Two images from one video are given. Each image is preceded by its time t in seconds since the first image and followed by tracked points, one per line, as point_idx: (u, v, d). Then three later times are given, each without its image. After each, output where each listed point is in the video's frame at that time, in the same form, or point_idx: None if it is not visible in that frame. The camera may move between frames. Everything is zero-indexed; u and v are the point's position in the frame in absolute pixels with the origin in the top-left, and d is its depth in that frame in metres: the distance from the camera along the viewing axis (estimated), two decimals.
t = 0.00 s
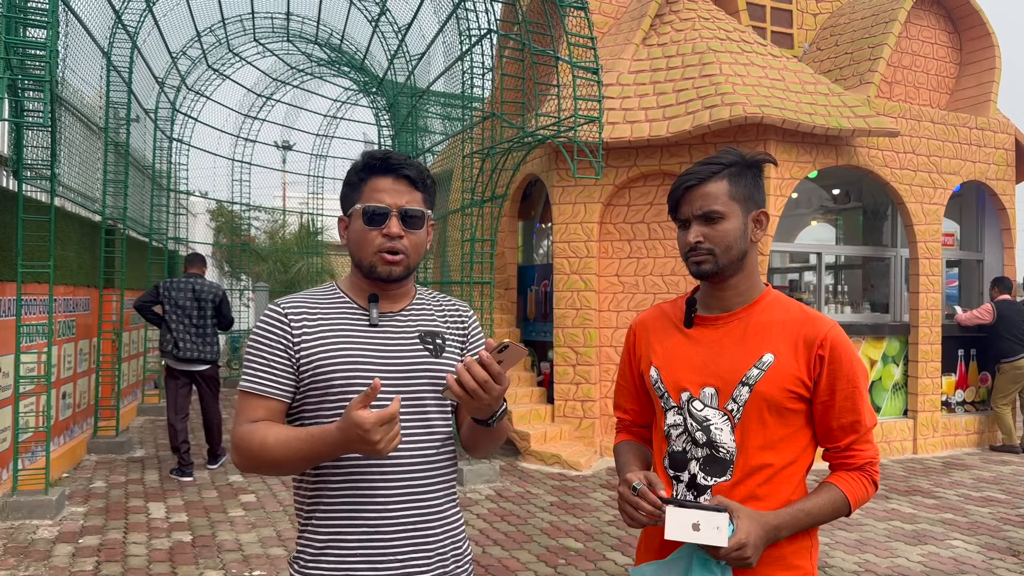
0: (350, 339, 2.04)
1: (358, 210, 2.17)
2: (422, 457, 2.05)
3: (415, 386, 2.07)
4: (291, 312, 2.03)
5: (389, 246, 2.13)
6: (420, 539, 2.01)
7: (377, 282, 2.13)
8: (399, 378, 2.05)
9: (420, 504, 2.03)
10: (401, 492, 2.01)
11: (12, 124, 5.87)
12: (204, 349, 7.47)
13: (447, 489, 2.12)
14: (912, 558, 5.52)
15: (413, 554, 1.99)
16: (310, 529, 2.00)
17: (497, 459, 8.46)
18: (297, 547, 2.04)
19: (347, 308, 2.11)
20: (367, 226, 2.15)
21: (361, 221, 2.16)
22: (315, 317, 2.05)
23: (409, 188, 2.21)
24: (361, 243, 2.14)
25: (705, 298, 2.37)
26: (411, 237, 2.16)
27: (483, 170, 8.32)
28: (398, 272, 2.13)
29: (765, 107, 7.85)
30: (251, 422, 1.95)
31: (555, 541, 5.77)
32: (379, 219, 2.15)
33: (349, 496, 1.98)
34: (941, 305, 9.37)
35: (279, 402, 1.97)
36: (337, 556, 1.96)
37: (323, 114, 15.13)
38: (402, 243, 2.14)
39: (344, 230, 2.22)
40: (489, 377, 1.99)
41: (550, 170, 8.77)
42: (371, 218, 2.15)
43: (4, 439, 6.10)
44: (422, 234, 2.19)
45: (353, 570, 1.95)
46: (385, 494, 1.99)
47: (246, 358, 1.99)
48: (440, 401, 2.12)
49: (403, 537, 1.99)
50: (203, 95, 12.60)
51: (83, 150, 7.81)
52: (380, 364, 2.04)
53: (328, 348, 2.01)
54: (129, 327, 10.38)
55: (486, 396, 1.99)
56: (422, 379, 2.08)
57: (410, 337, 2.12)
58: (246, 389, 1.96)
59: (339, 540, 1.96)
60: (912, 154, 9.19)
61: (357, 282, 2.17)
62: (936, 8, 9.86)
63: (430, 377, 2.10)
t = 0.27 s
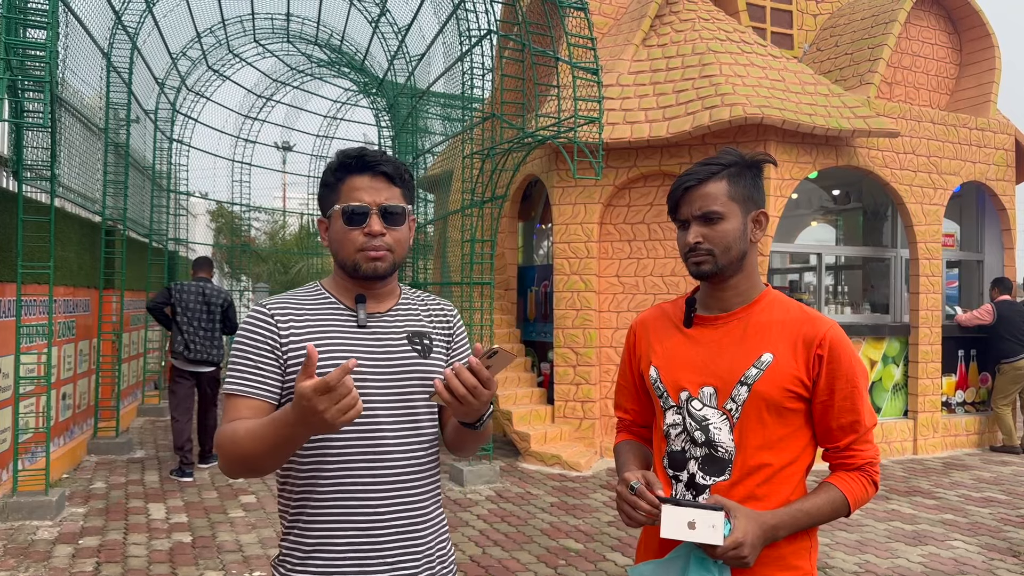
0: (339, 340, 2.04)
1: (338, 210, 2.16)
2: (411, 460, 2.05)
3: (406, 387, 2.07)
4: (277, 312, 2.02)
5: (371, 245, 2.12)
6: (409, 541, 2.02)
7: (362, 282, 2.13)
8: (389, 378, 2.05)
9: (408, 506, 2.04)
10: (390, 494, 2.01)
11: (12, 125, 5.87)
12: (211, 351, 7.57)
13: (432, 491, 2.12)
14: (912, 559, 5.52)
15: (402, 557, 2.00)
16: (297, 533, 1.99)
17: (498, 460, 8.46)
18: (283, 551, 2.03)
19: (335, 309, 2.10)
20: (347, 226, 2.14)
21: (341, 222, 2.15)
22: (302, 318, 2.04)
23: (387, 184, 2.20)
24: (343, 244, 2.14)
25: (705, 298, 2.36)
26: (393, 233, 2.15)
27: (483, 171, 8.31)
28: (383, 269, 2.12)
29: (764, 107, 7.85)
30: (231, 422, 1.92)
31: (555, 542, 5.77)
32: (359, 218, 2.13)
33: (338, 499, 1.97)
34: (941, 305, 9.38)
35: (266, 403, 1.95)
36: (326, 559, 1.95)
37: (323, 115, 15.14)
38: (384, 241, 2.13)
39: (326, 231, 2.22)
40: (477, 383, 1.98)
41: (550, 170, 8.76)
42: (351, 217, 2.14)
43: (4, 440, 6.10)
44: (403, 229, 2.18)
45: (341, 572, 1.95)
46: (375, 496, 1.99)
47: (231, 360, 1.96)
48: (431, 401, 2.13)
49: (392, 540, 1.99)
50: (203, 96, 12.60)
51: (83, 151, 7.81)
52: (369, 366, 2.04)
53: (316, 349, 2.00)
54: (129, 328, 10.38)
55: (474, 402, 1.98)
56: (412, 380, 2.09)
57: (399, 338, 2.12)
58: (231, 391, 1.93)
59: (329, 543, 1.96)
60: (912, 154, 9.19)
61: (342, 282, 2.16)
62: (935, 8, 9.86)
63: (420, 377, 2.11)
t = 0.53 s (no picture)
0: (322, 345, 2.03)
1: (321, 216, 2.17)
2: (389, 467, 2.06)
3: (391, 392, 2.07)
4: (259, 316, 2.00)
5: (356, 250, 2.13)
6: (386, 548, 2.02)
7: (346, 286, 2.13)
8: (374, 383, 2.04)
9: (386, 513, 2.04)
10: (368, 501, 2.01)
11: (12, 125, 5.87)
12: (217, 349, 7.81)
13: (410, 498, 2.13)
14: (913, 560, 5.51)
15: (380, 565, 2.00)
16: (273, 538, 1.98)
17: (498, 461, 8.45)
18: (256, 556, 2.01)
19: (318, 314, 2.09)
20: (330, 231, 2.14)
21: (325, 227, 2.15)
22: (285, 322, 2.03)
23: (370, 190, 2.21)
24: (326, 249, 2.14)
25: (705, 298, 2.36)
26: (378, 239, 2.16)
27: (484, 171, 8.29)
28: (366, 274, 2.13)
29: (765, 108, 7.85)
30: (217, 429, 1.90)
31: (555, 542, 5.76)
32: (342, 223, 2.14)
33: (315, 505, 1.97)
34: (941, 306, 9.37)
35: (249, 408, 1.93)
36: (302, 565, 1.95)
37: (323, 116, 15.13)
38: (368, 247, 2.14)
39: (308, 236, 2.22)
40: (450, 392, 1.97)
41: (550, 171, 8.76)
42: (334, 223, 2.14)
43: (4, 441, 6.10)
44: (388, 235, 2.19)
45: None
46: (352, 503, 1.99)
47: (212, 365, 1.94)
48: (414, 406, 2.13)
49: (370, 548, 1.99)
50: (203, 97, 12.58)
51: (83, 152, 7.82)
52: (352, 371, 2.02)
53: (299, 353, 1.98)
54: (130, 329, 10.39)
55: (446, 412, 1.96)
56: (397, 385, 2.08)
57: (382, 343, 2.12)
58: (212, 396, 1.91)
59: (305, 549, 1.96)
60: (912, 155, 9.19)
61: (325, 286, 2.16)
62: (935, 9, 9.86)
63: (404, 383, 2.10)
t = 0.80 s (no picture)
0: (303, 350, 2.02)
1: (327, 231, 2.13)
2: (371, 471, 2.01)
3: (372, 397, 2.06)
4: (240, 319, 1.99)
5: (354, 272, 2.11)
6: (366, 555, 1.97)
7: (333, 299, 2.12)
8: (354, 388, 2.04)
9: (367, 518, 1.99)
10: (349, 506, 1.96)
11: (13, 126, 5.88)
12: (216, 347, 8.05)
13: (394, 504, 2.07)
14: (913, 560, 5.51)
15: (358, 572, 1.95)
16: (247, 545, 1.92)
17: (499, 461, 8.45)
18: (230, 564, 1.95)
19: (299, 319, 2.08)
20: (335, 248, 2.11)
21: (328, 241, 2.13)
22: (266, 326, 2.01)
23: (375, 212, 2.21)
24: (327, 265, 2.11)
25: (706, 299, 2.37)
26: (375, 261, 2.15)
27: (485, 172, 8.30)
28: (359, 296, 2.12)
29: (765, 108, 7.86)
30: (206, 432, 1.86)
31: (555, 543, 5.77)
32: (350, 243, 2.12)
33: (296, 510, 1.92)
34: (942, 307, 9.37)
35: (228, 412, 1.91)
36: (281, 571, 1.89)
37: (324, 116, 15.14)
38: (366, 269, 2.12)
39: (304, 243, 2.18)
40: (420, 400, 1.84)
41: (550, 171, 8.76)
42: (341, 241, 2.12)
43: (4, 442, 6.09)
44: (385, 258, 2.19)
45: None
46: (332, 508, 1.94)
47: (192, 369, 1.91)
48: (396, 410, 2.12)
49: (348, 555, 1.94)
50: (204, 97, 12.59)
51: (84, 152, 7.82)
52: (332, 377, 2.01)
53: (279, 357, 1.97)
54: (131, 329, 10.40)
55: (418, 422, 1.83)
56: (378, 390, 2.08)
57: (361, 349, 2.11)
58: (197, 401, 1.88)
59: (284, 554, 1.90)
60: (913, 155, 9.19)
61: (308, 293, 2.15)
62: (936, 10, 9.86)
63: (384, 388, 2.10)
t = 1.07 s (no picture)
0: (302, 351, 2.02)
1: (327, 230, 2.13)
2: (371, 472, 2.00)
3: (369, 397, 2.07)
4: (239, 320, 1.99)
5: (353, 272, 2.11)
6: (367, 556, 1.97)
7: (331, 300, 2.13)
8: (352, 388, 2.04)
9: (368, 518, 1.99)
10: (350, 506, 1.96)
11: (15, 126, 5.88)
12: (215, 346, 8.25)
13: (394, 504, 2.07)
14: (913, 561, 5.51)
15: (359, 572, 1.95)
16: (249, 546, 1.92)
17: (499, 462, 8.45)
18: (232, 565, 1.95)
19: (297, 320, 2.09)
20: (334, 248, 2.11)
21: (327, 241, 2.13)
22: (265, 327, 2.02)
23: (375, 213, 2.21)
24: (326, 265, 2.11)
25: (706, 299, 2.37)
26: (374, 261, 2.15)
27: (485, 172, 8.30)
28: (358, 297, 2.12)
29: (766, 109, 7.86)
30: (207, 434, 1.86)
31: (556, 543, 5.77)
32: (349, 243, 2.12)
33: (297, 511, 1.92)
34: (942, 308, 9.37)
35: (229, 413, 1.91)
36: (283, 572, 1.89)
37: (324, 116, 15.15)
38: (365, 269, 2.12)
39: (302, 242, 2.18)
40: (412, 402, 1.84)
41: (551, 172, 8.76)
42: (340, 241, 2.12)
43: (5, 442, 6.09)
44: (384, 259, 2.19)
45: None
46: (333, 509, 1.94)
47: (192, 371, 1.91)
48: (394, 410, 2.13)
49: (349, 555, 1.94)
50: (204, 97, 12.59)
51: (85, 152, 7.83)
52: (330, 378, 2.02)
53: (278, 359, 1.98)
54: (131, 329, 10.40)
55: (413, 425, 1.83)
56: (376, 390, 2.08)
57: (359, 349, 2.11)
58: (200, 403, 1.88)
59: (285, 555, 1.90)
60: (914, 156, 9.19)
61: (306, 293, 2.15)
62: (936, 11, 9.86)
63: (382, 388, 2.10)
